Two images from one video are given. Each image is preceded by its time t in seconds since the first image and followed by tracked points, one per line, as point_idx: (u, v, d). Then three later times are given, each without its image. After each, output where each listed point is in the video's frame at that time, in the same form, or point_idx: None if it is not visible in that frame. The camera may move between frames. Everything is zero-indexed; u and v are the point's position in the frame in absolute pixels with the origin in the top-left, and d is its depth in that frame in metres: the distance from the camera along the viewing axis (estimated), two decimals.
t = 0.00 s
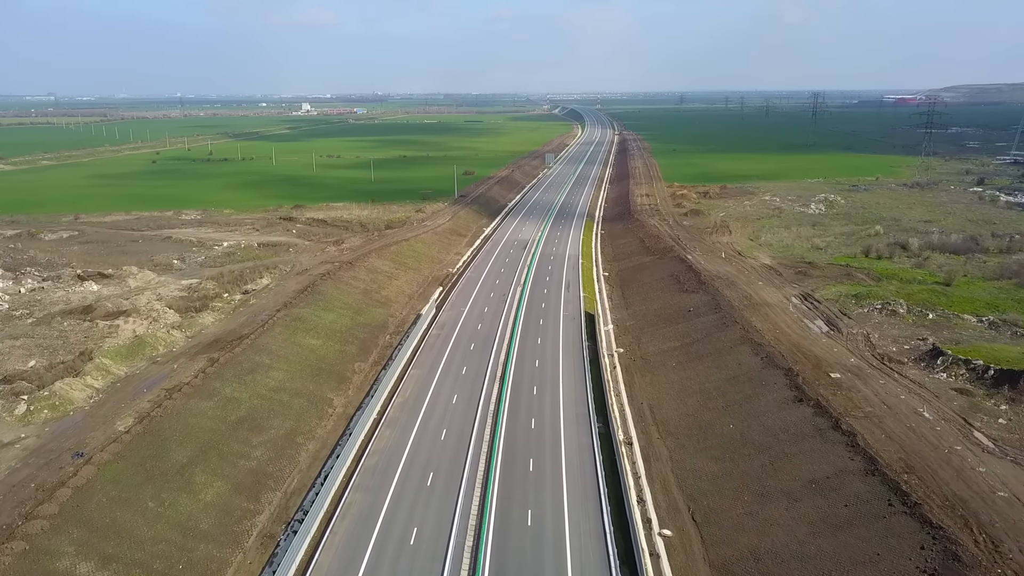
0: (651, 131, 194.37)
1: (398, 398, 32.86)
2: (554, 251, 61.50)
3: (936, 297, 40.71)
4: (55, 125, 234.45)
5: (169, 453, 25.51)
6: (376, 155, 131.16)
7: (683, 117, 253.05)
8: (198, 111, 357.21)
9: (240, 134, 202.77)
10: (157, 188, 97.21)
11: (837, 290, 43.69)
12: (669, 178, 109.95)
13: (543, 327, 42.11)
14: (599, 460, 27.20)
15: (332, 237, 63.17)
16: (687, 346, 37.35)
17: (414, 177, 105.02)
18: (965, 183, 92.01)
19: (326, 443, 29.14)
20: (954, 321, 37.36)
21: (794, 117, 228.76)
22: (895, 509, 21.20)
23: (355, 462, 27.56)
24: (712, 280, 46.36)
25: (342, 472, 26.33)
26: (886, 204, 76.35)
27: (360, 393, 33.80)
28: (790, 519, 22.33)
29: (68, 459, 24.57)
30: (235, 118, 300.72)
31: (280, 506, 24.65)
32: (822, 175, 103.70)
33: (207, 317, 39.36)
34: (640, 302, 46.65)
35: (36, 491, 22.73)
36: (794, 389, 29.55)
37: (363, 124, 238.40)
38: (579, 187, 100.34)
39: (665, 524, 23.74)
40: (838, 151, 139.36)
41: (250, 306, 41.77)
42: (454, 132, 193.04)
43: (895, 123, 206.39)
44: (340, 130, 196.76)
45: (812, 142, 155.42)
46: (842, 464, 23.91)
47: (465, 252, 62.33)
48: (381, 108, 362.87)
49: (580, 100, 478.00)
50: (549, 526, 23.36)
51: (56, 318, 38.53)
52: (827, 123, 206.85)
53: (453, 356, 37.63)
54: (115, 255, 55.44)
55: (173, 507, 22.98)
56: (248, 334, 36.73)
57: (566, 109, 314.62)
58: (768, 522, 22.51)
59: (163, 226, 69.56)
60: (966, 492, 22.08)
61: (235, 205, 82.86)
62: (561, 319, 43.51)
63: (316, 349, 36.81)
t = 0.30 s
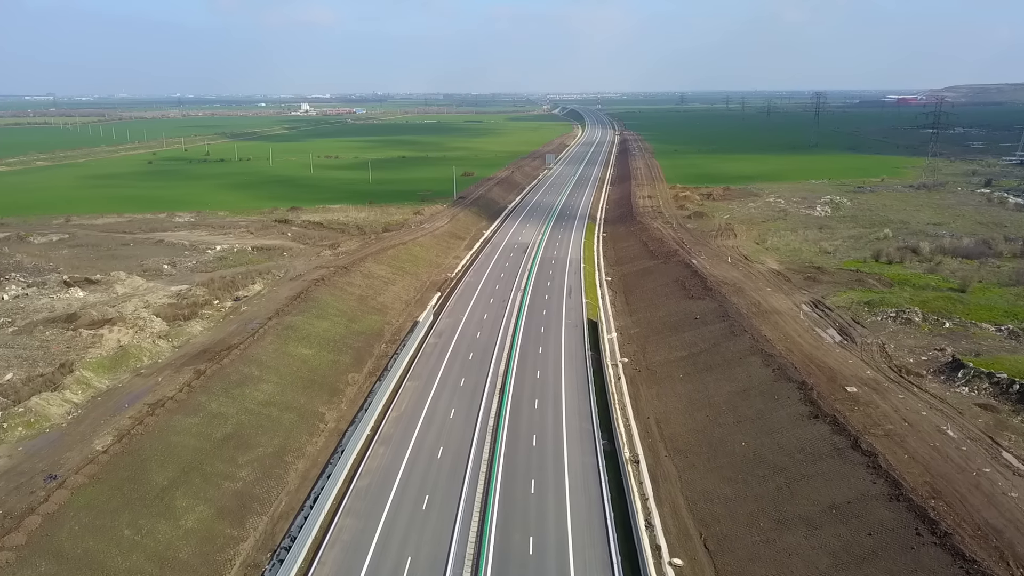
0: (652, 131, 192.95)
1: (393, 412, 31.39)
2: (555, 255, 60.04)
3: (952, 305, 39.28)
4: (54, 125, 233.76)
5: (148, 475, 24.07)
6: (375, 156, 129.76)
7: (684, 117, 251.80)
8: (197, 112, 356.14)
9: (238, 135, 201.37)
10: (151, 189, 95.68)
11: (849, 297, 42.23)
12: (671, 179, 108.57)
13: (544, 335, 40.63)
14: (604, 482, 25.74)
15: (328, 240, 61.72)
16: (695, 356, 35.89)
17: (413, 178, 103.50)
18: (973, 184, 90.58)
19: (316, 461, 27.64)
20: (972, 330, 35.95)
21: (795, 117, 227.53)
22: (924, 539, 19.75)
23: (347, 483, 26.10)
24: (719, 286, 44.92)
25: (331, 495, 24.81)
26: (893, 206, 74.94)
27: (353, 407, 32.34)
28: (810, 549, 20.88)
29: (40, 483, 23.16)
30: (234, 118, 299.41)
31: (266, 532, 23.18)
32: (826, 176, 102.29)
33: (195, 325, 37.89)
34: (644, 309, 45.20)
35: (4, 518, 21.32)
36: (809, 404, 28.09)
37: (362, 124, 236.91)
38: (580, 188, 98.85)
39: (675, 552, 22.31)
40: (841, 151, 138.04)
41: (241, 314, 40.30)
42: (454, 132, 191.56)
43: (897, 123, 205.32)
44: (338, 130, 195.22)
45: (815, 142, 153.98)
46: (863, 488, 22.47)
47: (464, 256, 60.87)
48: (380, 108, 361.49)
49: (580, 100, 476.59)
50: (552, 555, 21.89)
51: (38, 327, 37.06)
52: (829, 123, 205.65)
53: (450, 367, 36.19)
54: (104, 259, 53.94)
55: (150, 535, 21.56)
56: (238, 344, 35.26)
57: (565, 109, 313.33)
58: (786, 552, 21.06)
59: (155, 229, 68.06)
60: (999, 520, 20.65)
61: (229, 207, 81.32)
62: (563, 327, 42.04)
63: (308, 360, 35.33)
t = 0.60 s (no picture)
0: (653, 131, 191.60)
1: (387, 428, 29.93)
2: (556, 258, 58.64)
3: (968, 313, 37.83)
4: (51, 125, 233.23)
5: (125, 500, 22.65)
6: (373, 156, 128.26)
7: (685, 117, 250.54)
8: (196, 112, 355.33)
9: (236, 135, 199.95)
10: (146, 190, 94.26)
11: (861, 304, 40.81)
12: (673, 180, 107.19)
13: (545, 344, 39.17)
14: (610, 505, 24.32)
15: (323, 244, 60.26)
16: (703, 367, 34.46)
17: (411, 179, 102.04)
18: (980, 186, 89.07)
19: (306, 482, 26.17)
20: (991, 340, 34.50)
21: (797, 117, 226.19)
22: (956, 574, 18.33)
23: (337, 506, 24.67)
24: (726, 292, 43.49)
25: (320, 521, 23.34)
26: (901, 209, 73.47)
27: (346, 422, 30.91)
28: None
29: (9, 509, 21.76)
30: (232, 118, 298.05)
31: (250, 562, 21.74)
32: (831, 177, 100.93)
33: (182, 335, 36.40)
34: (649, 315, 43.77)
35: None
36: (826, 421, 26.63)
37: (360, 124, 235.41)
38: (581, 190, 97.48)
39: None
40: (845, 152, 136.63)
41: (231, 322, 38.88)
42: (453, 132, 190.08)
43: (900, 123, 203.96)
44: (337, 131, 193.89)
45: (818, 143, 152.51)
46: (888, 515, 21.03)
47: (463, 260, 59.44)
48: (379, 108, 359.82)
49: (580, 100, 475.22)
50: None
51: (19, 337, 35.65)
52: (831, 123, 204.16)
53: (448, 379, 34.74)
54: (92, 264, 52.50)
55: (124, 568, 20.15)
56: (226, 355, 33.83)
57: (565, 109, 312.48)
58: None
59: (147, 232, 66.62)
60: None
61: (224, 209, 79.88)
62: (565, 335, 40.58)
63: (299, 371, 33.89)
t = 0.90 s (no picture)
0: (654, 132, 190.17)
1: (381, 446, 28.45)
2: (557, 262, 57.18)
3: (987, 322, 36.35)
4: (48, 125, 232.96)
5: (98, 528, 21.21)
6: (371, 157, 126.71)
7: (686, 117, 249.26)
8: (195, 113, 355.30)
9: (234, 136, 198.72)
10: (140, 192, 92.84)
11: (874, 312, 39.35)
12: (676, 181, 105.79)
13: (547, 354, 37.69)
14: (617, 531, 22.84)
15: (319, 248, 58.81)
16: (711, 379, 33.00)
17: (410, 180, 100.58)
18: (989, 187, 87.60)
19: (294, 505, 24.69)
20: (1012, 350, 33.04)
21: (799, 117, 224.86)
22: None
23: (327, 532, 23.18)
24: (734, 299, 42.04)
25: (309, 548, 21.88)
26: (909, 211, 72.03)
27: (338, 439, 29.42)
28: None
29: None
30: (231, 118, 296.91)
31: None
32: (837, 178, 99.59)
33: (169, 345, 34.92)
34: (654, 323, 42.29)
35: None
36: (844, 440, 25.16)
37: (359, 124, 234.02)
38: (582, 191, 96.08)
39: None
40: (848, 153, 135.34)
41: (221, 331, 37.43)
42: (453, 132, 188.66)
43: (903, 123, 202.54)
44: (335, 132, 192.45)
45: (821, 143, 151.13)
46: (916, 546, 19.58)
47: (462, 264, 57.99)
48: (378, 108, 358.13)
49: (580, 100, 473.75)
50: None
51: None
52: (834, 123, 202.58)
53: (445, 392, 33.26)
54: (80, 269, 51.05)
55: None
56: (213, 367, 32.36)
57: (566, 109, 311.31)
58: None
59: (139, 235, 65.19)
60: None
61: (219, 212, 78.41)
62: (566, 344, 39.09)
63: (290, 384, 32.42)
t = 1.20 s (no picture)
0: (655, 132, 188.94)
1: (373, 466, 26.98)
2: (558, 267, 55.73)
3: (1007, 331, 34.91)
4: (45, 125, 233.86)
5: (67, 562, 19.83)
6: (369, 158, 125.25)
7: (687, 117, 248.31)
8: (194, 113, 355.33)
9: (232, 137, 197.54)
10: (134, 195, 91.49)
11: (887, 320, 37.89)
12: (678, 182, 104.47)
13: (548, 365, 36.26)
14: (623, 562, 21.42)
15: (314, 252, 57.37)
16: (721, 393, 31.56)
17: (408, 182, 99.15)
18: (996, 189, 86.29)
19: (280, 532, 23.21)
20: None
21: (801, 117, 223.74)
22: None
23: (315, 562, 21.73)
24: (741, 307, 40.60)
25: None
26: (917, 214, 70.68)
27: (329, 458, 27.95)
28: None
29: None
30: (231, 118, 295.90)
31: None
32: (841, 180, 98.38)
33: (154, 357, 33.46)
34: (659, 331, 40.84)
35: None
36: (865, 461, 23.68)
37: (358, 125, 232.72)
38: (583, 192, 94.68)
39: None
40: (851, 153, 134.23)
41: (209, 341, 35.98)
42: (452, 133, 187.44)
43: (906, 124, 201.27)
44: (334, 133, 191.11)
45: (824, 143, 149.93)
46: None
47: (460, 268, 56.58)
48: (378, 108, 358.96)
49: (580, 100, 474.31)
50: None
51: None
52: (836, 123, 201.31)
53: (442, 406, 31.82)
54: (68, 275, 49.59)
55: None
56: (199, 381, 30.90)
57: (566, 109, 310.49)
58: None
59: (130, 239, 63.76)
60: None
61: (213, 214, 76.98)
62: (568, 354, 37.66)
63: (279, 399, 30.93)
